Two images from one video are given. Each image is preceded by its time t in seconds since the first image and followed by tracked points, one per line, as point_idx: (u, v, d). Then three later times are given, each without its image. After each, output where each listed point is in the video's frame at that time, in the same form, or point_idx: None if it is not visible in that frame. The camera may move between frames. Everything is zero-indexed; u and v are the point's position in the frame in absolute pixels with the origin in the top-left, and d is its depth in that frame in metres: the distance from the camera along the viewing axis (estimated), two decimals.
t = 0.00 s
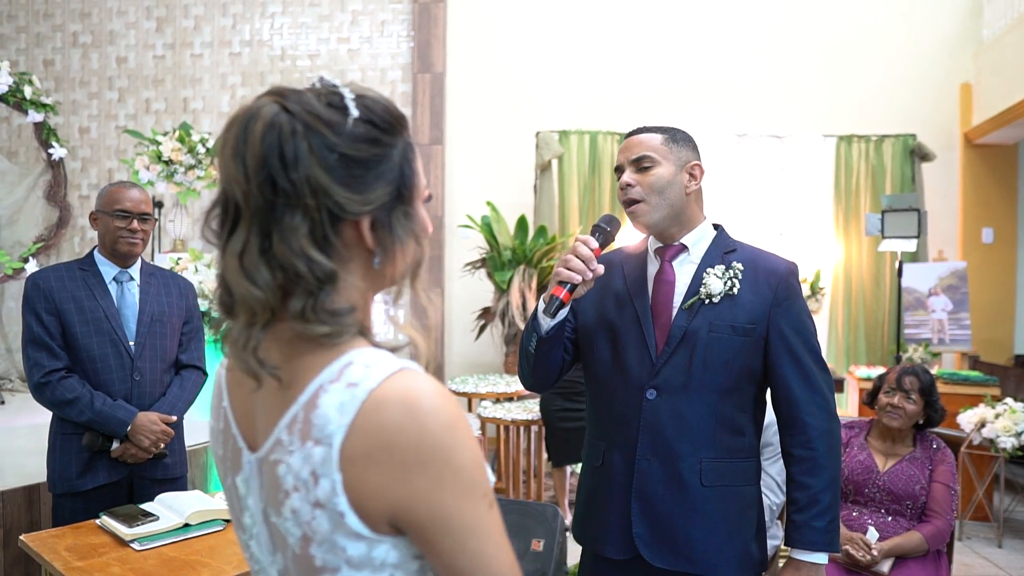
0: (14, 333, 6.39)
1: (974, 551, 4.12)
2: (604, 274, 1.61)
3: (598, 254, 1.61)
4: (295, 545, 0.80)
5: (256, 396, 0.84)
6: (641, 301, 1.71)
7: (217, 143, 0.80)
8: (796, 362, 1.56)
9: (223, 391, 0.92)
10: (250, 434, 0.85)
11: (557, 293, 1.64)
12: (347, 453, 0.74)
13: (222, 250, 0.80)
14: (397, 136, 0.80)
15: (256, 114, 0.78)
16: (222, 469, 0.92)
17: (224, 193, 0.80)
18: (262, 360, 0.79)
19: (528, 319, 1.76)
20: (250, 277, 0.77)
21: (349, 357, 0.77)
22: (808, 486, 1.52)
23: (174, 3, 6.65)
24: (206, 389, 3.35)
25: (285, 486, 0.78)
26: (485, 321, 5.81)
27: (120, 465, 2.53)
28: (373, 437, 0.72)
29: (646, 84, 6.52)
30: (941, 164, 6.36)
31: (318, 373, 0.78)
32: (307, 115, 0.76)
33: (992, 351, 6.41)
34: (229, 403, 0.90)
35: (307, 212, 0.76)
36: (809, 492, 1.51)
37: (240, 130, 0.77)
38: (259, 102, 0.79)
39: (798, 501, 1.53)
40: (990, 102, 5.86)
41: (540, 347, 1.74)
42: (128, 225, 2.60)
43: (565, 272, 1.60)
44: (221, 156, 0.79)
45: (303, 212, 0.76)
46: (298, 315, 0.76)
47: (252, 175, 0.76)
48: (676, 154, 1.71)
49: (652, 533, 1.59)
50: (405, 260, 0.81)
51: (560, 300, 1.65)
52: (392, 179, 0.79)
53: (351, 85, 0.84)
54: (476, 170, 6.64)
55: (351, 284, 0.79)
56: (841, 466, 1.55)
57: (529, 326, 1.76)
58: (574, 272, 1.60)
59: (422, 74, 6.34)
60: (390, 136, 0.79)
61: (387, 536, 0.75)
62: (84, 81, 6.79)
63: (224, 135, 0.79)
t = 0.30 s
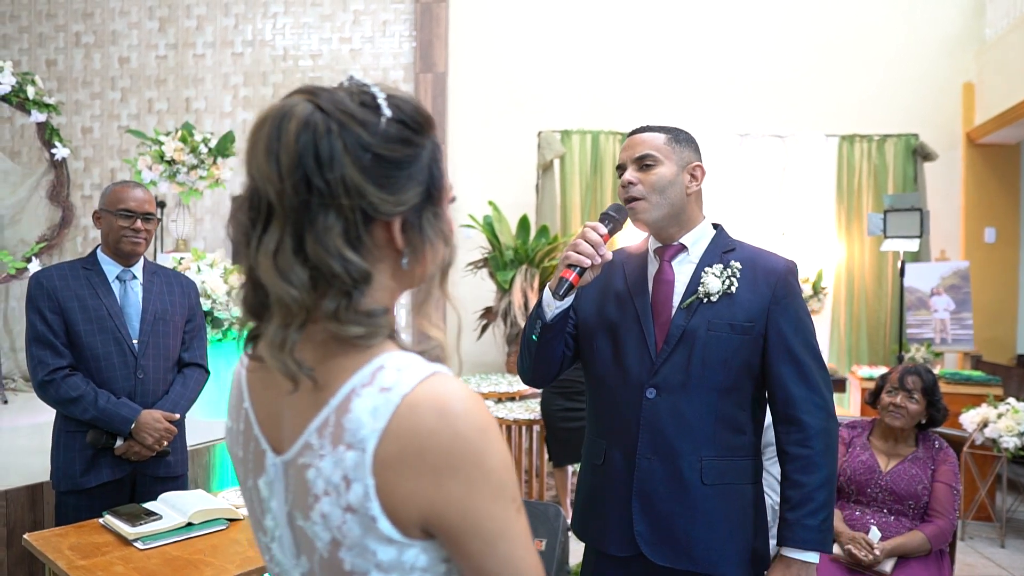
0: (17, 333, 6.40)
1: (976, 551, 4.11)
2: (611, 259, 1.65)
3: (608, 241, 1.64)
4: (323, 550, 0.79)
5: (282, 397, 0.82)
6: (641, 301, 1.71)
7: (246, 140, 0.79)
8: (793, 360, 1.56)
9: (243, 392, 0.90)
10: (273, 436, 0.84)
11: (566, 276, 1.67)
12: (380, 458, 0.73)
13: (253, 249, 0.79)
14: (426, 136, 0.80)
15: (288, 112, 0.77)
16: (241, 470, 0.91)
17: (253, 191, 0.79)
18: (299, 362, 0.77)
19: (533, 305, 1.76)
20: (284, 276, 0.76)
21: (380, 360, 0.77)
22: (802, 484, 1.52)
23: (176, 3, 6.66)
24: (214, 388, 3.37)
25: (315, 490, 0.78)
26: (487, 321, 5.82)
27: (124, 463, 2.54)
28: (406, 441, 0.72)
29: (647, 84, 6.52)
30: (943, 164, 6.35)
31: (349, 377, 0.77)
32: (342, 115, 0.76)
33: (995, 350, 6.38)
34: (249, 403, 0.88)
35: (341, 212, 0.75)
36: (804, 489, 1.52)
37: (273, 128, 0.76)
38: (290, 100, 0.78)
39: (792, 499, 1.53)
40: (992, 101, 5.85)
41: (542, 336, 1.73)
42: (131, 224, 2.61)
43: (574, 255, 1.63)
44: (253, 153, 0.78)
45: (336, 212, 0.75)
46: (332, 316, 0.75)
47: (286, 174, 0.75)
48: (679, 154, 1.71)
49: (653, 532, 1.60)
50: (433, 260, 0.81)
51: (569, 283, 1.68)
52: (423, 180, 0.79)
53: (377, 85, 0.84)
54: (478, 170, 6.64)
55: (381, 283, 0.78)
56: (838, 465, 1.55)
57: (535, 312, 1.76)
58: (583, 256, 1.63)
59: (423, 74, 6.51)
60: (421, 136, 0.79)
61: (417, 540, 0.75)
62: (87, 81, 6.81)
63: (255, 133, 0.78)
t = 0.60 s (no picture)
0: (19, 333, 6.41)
1: (978, 551, 4.11)
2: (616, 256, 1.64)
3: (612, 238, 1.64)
4: (337, 550, 0.79)
5: (295, 399, 0.82)
6: (644, 300, 1.71)
7: (264, 135, 0.78)
8: (794, 358, 1.55)
9: (252, 391, 0.90)
10: (286, 436, 0.83)
11: (571, 271, 1.63)
12: (397, 459, 0.73)
13: (269, 246, 0.78)
14: (445, 136, 0.79)
15: (308, 108, 0.76)
16: (249, 471, 0.90)
17: (270, 186, 0.78)
18: (316, 361, 0.76)
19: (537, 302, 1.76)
20: (300, 273, 0.75)
21: (395, 362, 0.77)
22: (803, 483, 1.53)
23: (178, 3, 6.67)
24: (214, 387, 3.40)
25: (329, 491, 0.77)
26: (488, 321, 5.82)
27: (124, 461, 2.54)
28: (421, 444, 0.72)
29: (648, 84, 6.52)
30: (945, 163, 6.35)
31: (365, 379, 0.77)
32: (361, 113, 0.75)
33: (997, 350, 6.38)
34: (258, 403, 0.87)
35: (359, 212, 0.75)
36: (804, 489, 1.52)
37: (293, 125, 0.75)
38: (309, 96, 0.77)
39: (792, 498, 1.53)
40: (994, 101, 5.85)
41: (546, 334, 1.74)
42: (130, 223, 2.61)
43: (579, 251, 1.62)
44: (271, 149, 0.77)
45: (353, 212, 0.74)
46: (347, 316, 0.75)
47: (305, 172, 0.74)
48: (684, 153, 1.71)
49: (656, 531, 1.60)
50: (447, 260, 0.80)
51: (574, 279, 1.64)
52: (441, 181, 0.78)
53: (394, 83, 0.83)
54: (479, 170, 6.64)
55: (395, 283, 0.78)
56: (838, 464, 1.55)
57: (539, 309, 1.76)
58: (589, 252, 1.62)
59: (425, 74, 6.49)
60: (441, 136, 0.79)
61: (432, 541, 0.75)
62: (88, 82, 6.82)
63: (273, 128, 0.77)
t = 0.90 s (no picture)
0: (22, 332, 6.42)
1: (980, 551, 4.10)
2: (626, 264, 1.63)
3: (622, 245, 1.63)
4: (338, 550, 0.79)
5: (296, 399, 0.82)
6: (651, 300, 1.71)
7: (265, 135, 0.78)
8: (802, 358, 1.56)
9: (253, 391, 0.90)
10: (287, 437, 0.83)
11: (582, 281, 1.64)
12: (398, 459, 0.73)
13: (270, 246, 0.78)
14: (446, 137, 0.80)
15: (310, 108, 0.76)
16: (250, 469, 0.91)
17: (271, 186, 0.78)
18: (316, 361, 0.76)
19: (545, 306, 1.76)
20: (301, 274, 0.75)
21: (396, 362, 0.77)
22: (815, 483, 1.52)
23: (180, 4, 6.67)
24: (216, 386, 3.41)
25: (330, 491, 0.78)
26: (490, 321, 5.82)
27: (123, 460, 2.55)
28: (423, 445, 0.72)
29: (649, 84, 6.52)
30: (947, 163, 6.33)
31: (366, 379, 0.77)
32: (363, 113, 0.75)
33: (999, 350, 6.37)
34: (260, 403, 0.88)
35: (360, 212, 0.75)
36: (816, 488, 1.52)
37: (294, 124, 0.75)
38: (310, 96, 0.77)
39: (804, 498, 1.54)
40: (996, 101, 5.85)
41: (554, 337, 1.73)
42: (131, 224, 2.61)
43: (589, 260, 1.62)
44: (272, 150, 0.77)
45: (355, 212, 0.75)
46: (348, 316, 0.75)
47: (307, 171, 0.74)
48: (690, 154, 1.70)
49: (664, 532, 1.60)
50: (448, 260, 0.81)
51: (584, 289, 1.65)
52: (442, 181, 0.79)
53: (397, 83, 0.83)
54: (480, 170, 6.64)
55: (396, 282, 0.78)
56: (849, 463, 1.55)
57: (547, 313, 1.76)
58: (598, 261, 1.62)
59: (427, 74, 6.50)
60: (442, 136, 0.79)
61: (432, 541, 0.75)
62: (91, 82, 6.84)
63: (274, 128, 0.77)
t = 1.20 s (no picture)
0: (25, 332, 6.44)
1: (983, 552, 4.09)
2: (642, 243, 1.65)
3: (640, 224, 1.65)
4: (334, 546, 0.79)
5: (291, 396, 0.82)
6: (661, 292, 1.70)
7: (259, 136, 0.78)
8: (815, 352, 1.56)
9: (251, 388, 0.90)
10: (285, 433, 0.83)
11: (598, 256, 1.66)
12: (393, 456, 0.74)
13: (265, 246, 0.78)
14: (440, 134, 0.79)
15: (303, 108, 0.76)
16: (249, 466, 0.91)
17: (265, 187, 0.78)
18: (309, 360, 0.76)
19: (557, 287, 1.75)
20: (297, 274, 0.75)
21: (392, 359, 0.77)
22: (827, 479, 1.52)
23: (184, 4, 6.68)
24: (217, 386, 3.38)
25: (326, 487, 0.78)
26: (492, 320, 5.83)
27: (123, 460, 2.56)
28: (419, 441, 0.72)
29: (651, 84, 6.51)
30: (950, 163, 6.31)
31: (360, 377, 0.77)
32: (355, 112, 0.75)
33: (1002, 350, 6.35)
34: (258, 400, 0.88)
35: (354, 211, 0.75)
36: (828, 485, 1.51)
37: (287, 125, 0.76)
38: (303, 97, 0.77)
39: (816, 494, 1.53)
40: (1000, 101, 5.83)
41: (563, 322, 1.73)
42: (134, 224, 2.61)
43: (607, 237, 1.64)
44: (266, 151, 0.77)
45: (349, 211, 0.75)
46: (343, 315, 0.75)
47: (300, 172, 0.75)
48: (723, 152, 1.72)
49: (673, 527, 1.60)
50: (444, 257, 0.81)
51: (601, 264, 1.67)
52: (437, 178, 0.78)
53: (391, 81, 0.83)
54: (483, 170, 6.65)
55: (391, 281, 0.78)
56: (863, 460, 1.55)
57: (558, 293, 1.75)
58: (616, 237, 1.63)
59: (429, 74, 6.47)
60: (435, 134, 0.79)
61: (429, 537, 0.75)
62: (95, 82, 6.86)
63: (268, 128, 0.77)
